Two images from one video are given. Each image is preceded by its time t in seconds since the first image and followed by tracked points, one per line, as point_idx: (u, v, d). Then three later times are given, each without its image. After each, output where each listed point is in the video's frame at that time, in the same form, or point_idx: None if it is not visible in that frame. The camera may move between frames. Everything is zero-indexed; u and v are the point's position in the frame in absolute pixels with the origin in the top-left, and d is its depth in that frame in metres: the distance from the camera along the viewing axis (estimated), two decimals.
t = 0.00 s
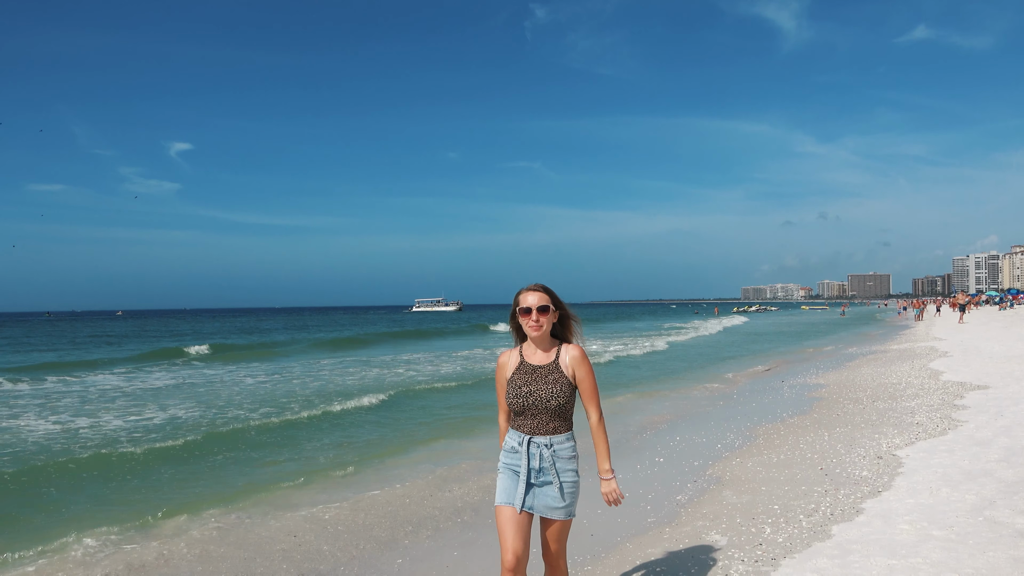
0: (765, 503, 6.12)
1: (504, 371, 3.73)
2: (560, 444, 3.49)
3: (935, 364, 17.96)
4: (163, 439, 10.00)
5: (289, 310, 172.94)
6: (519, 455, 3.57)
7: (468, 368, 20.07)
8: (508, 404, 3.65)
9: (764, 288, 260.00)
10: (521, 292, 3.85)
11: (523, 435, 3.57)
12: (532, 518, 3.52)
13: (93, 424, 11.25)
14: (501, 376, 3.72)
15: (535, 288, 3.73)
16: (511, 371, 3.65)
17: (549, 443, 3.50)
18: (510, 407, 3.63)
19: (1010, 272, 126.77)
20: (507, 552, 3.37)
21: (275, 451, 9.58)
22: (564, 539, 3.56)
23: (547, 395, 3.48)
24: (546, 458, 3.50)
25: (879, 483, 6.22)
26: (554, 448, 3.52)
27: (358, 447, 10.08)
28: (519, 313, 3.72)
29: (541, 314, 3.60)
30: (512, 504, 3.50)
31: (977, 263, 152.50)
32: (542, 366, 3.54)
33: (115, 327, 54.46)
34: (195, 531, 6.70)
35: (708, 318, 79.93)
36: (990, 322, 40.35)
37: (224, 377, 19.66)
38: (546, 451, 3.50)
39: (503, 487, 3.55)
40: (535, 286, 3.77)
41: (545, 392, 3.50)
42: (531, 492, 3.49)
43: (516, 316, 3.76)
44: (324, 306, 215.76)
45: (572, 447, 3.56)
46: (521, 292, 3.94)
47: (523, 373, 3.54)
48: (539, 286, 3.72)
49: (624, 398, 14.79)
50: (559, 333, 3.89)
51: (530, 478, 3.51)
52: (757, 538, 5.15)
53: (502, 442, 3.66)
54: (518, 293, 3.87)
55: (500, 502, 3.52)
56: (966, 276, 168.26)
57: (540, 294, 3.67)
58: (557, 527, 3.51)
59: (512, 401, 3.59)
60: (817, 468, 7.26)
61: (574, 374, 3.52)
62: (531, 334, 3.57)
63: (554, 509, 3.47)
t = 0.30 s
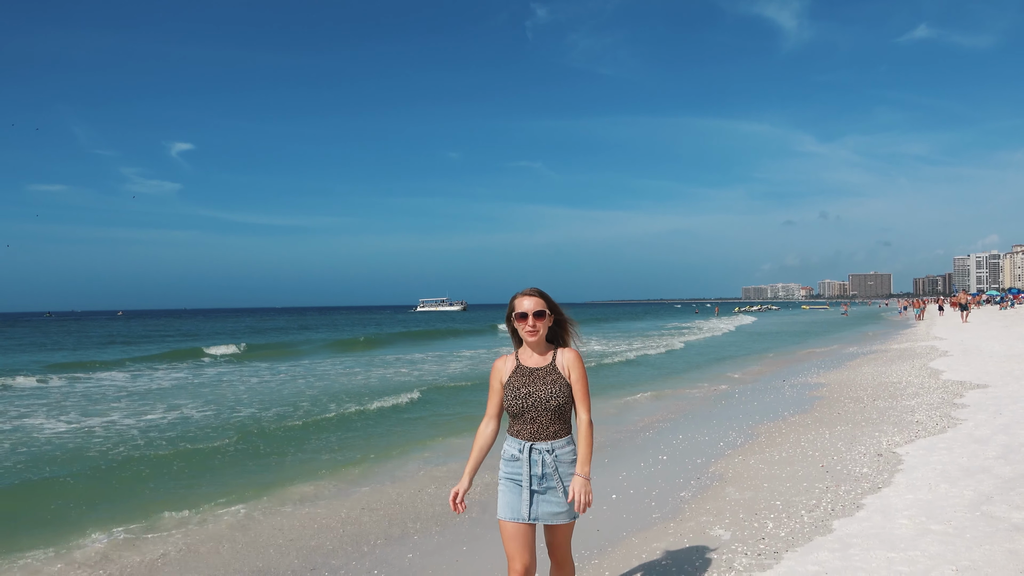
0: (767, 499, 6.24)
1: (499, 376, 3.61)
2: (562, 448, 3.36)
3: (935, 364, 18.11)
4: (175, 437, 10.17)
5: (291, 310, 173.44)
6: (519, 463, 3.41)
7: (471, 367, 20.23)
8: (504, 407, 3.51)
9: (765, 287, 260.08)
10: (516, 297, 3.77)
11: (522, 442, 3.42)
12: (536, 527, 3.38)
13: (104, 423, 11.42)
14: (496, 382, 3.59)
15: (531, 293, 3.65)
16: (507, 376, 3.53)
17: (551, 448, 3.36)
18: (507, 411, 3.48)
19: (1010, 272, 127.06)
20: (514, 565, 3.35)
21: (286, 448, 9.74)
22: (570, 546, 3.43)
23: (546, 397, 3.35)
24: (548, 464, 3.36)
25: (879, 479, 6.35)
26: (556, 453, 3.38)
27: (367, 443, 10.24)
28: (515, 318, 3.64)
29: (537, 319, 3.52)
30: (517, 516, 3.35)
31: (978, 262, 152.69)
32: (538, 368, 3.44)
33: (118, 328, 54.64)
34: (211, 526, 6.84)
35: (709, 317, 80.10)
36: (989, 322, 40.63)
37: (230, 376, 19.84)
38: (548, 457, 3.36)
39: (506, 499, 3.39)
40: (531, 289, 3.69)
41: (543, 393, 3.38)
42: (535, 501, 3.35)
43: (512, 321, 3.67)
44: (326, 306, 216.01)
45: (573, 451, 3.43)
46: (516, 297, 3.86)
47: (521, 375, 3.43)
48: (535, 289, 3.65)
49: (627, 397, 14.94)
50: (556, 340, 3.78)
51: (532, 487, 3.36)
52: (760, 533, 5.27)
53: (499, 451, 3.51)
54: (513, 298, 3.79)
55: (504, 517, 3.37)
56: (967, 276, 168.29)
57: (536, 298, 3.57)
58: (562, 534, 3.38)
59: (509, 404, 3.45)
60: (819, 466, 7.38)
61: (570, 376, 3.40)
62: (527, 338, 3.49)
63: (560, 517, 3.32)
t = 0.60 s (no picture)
0: (770, 495, 6.37)
1: (487, 375, 3.55)
2: (558, 448, 3.44)
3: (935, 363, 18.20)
4: (185, 437, 10.28)
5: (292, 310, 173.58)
6: (514, 464, 3.46)
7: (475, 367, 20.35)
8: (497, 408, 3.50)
9: (766, 287, 260.16)
10: (506, 293, 3.77)
11: (518, 444, 3.46)
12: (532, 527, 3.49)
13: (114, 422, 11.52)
14: (485, 381, 3.54)
15: (522, 288, 3.67)
16: (498, 374, 3.50)
17: (547, 449, 3.44)
18: (502, 412, 3.47)
19: (1011, 271, 127.10)
20: (513, 566, 3.50)
21: (295, 446, 9.84)
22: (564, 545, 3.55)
23: (541, 398, 3.39)
24: (544, 465, 3.43)
25: (880, 476, 6.47)
26: (551, 452, 3.46)
27: (376, 440, 10.35)
28: (506, 313, 3.61)
29: (530, 312, 3.54)
30: (517, 517, 3.42)
31: (979, 260, 152.75)
32: (532, 366, 3.45)
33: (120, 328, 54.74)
34: (226, 522, 6.96)
35: (710, 317, 80.19)
36: (989, 322, 40.78)
37: (235, 376, 19.99)
38: (545, 457, 3.44)
39: (504, 502, 3.45)
40: (521, 285, 3.72)
41: (538, 393, 3.41)
42: (532, 503, 3.45)
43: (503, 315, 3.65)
44: (327, 306, 216.13)
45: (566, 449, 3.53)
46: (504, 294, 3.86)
47: (515, 375, 3.41)
48: (526, 285, 3.68)
49: (629, 397, 15.04)
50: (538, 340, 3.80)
51: (529, 488, 3.45)
52: (764, 528, 5.40)
53: (493, 454, 3.52)
54: (502, 294, 3.78)
55: (502, 522, 3.43)
56: (967, 274, 168.41)
57: (528, 292, 3.61)
58: (558, 533, 3.50)
59: (503, 406, 3.45)
60: (820, 463, 7.51)
61: (562, 376, 3.47)
62: (519, 331, 3.48)
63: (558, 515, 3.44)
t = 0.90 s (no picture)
0: (774, 493, 6.48)
1: (489, 377, 3.68)
2: (552, 448, 3.51)
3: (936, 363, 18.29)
4: (196, 435, 10.40)
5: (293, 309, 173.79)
6: (511, 464, 3.58)
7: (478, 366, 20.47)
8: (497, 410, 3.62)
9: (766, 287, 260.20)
10: (517, 297, 3.80)
11: (515, 444, 3.58)
12: (533, 527, 3.56)
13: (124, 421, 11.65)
14: (486, 383, 3.67)
15: (532, 294, 3.69)
16: (500, 377, 3.63)
17: (542, 449, 3.52)
18: (500, 415, 3.60)
19: (1012, 271, 127.18)
20: (520, 563, 3.60)
21: (305, 443, 9.97)
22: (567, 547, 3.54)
23: (540, 403, 3.49)
24: (539, 464, 3.52)
25: (882, 475, 6.59)
26: (547, 453, 3.54)
27: (384, 438, 10.47)
28: (513, 319, 3.68)
29: (537, 323, 3.59)
30: (510, 514, 3.51)
31: (980, 260, 152.82)
32: (533, 373, 3.55)
33: (126, 327, 55.31)
34: (240, 517, 7.08)
35: (712, 316, 80.40)
36: (989, 322, 40.88)
37: (241, 375, 20.11)
38: (540, 457, 3.53)
39: (501, 501, 3.57)
40: (532, 290, 3.73)
41: (536, 398, 3.51)
42: (529, 502, 3.53)
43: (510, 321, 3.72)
44: (328, 305, 216.29)
45: (564, 452, 3.58)
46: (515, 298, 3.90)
47: (516, 381, 3.53)
48: (537, 292, 3.68)
49: (632, 397, 15.15)
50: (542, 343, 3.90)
51: (526, 487, 3.54)
52: (769, 525, 5.51)
53: (492, 454, 3.67)
54: (514, 297, 3.82)
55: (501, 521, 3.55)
56: (968, 274, 168.32)
57: (538, 302, 3.62)
58: (557, 532, 3.53)
59: (502, 408, 3.57)
60: (823, 461, 7.62)
61: (564, 381, 3.56)
62: (523, 341, 3.55)
63: (552, 515, 3.48)
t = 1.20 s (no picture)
0: (778, 489, 6.60)
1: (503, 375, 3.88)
2: (549, 443, 3.54)
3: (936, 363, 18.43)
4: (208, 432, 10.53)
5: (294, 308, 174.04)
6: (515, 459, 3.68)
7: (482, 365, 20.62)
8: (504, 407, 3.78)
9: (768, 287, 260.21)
10: (528, 296, 3.91)
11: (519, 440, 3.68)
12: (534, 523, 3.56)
13: (135, 418, 11.81)
14: (500, 380, 3.87)
15: (541, 295, 3.77)
16: (508, 375, 3.80)
17: (541, 444, 3.57)
18: (506, 411, 3.75)
19: (1014, 272, 127.57)
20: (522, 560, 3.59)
21: (315, 440, 10.10)
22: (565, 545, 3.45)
23: (538, 403, 3.56)
24: (537, 459, 3.56)
25: (884, 472, 6.70)
26: (547, 449, 3.57)
27: (392, 435, 10.59)
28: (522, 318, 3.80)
29: (544, 324, 3.67)
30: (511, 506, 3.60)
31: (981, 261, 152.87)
32: (535, 372, 3.63)
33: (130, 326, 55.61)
34: (259, 511, 7.20)
35: (713, 316, 80.55)
36: (990, 322, 41.04)
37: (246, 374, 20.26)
38: (539, 452, 3.58)
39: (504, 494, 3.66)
40: (543, 291, 3.80)
41: (536, 398, 3.58)
42: (528, 497, 3.57)
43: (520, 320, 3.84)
44: (329, 305, 216.85)
45: (566, 449, 3.56)
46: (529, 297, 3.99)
47: (518, 379, 3.65)
48: (546, 292, 3.76)
49: (636, 396, 15.27)
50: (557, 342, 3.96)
51: (526, 482, 3.59)
52: (772, 520, 5.63)
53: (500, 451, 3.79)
54: (525, 296, 3.93)
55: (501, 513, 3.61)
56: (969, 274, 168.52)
57: (544, 302, 3.71)
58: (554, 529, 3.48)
59: (507, 407, 3.71)
60: (825, 459, 7.74)
61: (565, 380, 3.56)
62: (527, 340, 3.65)
63: (546, 509, 3.47)
